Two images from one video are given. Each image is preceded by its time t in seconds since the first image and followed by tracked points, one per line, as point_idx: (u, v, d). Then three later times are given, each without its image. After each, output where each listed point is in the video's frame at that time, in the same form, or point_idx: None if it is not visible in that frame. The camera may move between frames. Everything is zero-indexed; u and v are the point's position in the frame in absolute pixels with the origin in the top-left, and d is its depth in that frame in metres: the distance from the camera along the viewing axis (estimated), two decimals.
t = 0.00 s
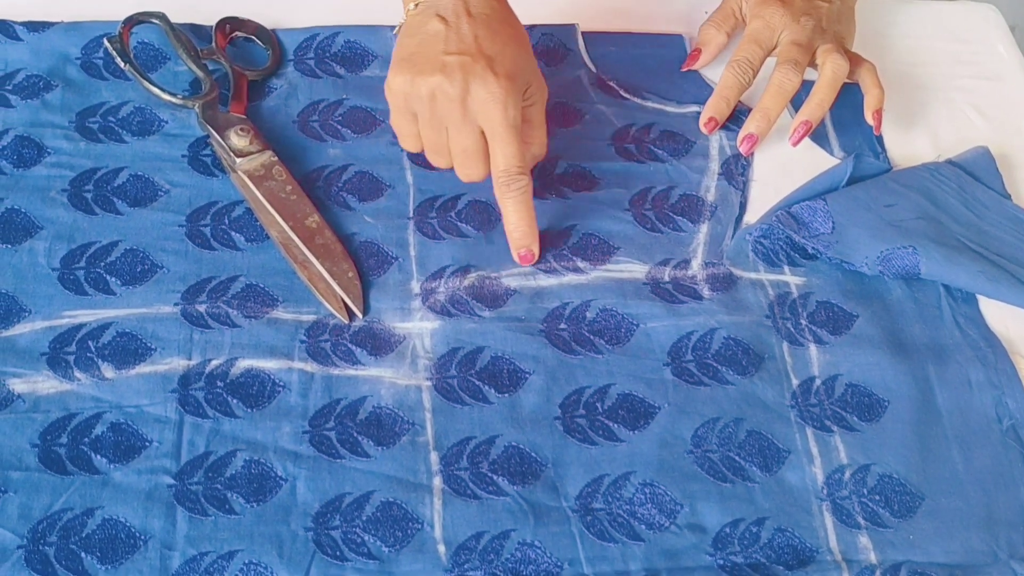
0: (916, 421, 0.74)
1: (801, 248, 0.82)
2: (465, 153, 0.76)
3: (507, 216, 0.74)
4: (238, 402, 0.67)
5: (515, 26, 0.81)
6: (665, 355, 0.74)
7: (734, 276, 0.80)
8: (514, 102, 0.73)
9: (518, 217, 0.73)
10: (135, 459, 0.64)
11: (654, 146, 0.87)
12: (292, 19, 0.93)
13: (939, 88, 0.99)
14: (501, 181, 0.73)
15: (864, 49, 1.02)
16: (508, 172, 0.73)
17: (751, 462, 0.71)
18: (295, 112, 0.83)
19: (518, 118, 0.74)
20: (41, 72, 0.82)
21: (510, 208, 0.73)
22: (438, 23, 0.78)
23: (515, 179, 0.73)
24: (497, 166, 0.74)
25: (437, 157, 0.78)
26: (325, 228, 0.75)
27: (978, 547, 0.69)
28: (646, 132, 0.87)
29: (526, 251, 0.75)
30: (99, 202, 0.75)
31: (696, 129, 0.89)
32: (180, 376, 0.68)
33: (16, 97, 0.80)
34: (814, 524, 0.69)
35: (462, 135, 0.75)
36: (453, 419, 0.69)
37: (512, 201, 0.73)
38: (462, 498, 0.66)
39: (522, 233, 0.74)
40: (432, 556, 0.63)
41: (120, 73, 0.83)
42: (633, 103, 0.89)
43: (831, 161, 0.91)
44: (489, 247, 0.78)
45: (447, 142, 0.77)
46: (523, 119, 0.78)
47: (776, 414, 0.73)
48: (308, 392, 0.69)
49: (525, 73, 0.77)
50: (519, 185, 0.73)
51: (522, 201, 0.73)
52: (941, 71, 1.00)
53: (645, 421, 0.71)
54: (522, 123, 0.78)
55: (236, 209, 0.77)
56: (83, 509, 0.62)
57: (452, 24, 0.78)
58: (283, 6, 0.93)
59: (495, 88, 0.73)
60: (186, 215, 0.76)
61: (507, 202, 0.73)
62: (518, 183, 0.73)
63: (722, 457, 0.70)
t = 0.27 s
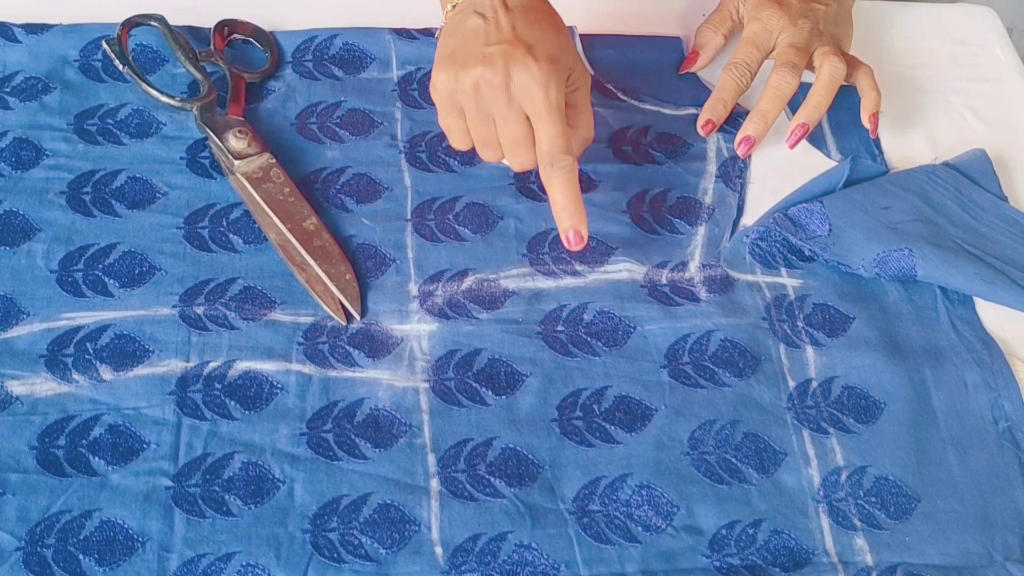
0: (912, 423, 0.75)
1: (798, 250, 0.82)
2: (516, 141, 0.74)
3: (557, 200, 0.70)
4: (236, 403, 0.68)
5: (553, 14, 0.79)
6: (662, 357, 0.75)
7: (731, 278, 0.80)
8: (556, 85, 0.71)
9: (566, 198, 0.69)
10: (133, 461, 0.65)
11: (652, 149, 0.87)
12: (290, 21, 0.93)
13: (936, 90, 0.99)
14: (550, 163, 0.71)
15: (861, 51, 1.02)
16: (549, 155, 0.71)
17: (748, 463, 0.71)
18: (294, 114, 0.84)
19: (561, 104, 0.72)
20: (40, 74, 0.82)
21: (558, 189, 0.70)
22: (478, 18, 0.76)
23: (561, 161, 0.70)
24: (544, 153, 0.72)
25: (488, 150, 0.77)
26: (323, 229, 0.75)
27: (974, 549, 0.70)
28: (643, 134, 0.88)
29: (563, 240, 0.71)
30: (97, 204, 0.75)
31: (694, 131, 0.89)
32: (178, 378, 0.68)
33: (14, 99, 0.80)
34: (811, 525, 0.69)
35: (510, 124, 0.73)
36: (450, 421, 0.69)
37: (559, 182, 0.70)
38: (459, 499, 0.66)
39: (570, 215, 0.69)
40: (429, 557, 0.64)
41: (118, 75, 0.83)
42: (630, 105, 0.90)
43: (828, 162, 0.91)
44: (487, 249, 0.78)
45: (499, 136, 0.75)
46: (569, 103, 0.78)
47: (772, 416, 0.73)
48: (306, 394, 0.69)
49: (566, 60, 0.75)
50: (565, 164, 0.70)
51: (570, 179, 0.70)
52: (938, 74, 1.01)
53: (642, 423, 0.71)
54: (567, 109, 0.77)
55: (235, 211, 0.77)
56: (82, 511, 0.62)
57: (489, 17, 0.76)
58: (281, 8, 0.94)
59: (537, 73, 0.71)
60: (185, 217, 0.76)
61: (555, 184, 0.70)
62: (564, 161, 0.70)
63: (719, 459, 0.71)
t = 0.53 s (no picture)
0: (909, 423, 0.75)
1: (796, 250, 0.82)
2: (491, 148, 0.77)
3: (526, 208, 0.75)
4: (233, 404, 0.68)
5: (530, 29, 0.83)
6: (659, 357, 0.75)
7: (729, 278, 0.80)
8: (535, 96, 0.75)
9: (538, 210, 0.75)
10: (131, 461, 0.65)
11: (650, 149, 0.87)
12: (288, 21, 0.93)
13: (934, 91, 0.99)
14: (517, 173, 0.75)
15: (859, 52, 1.02)
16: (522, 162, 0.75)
17: (745, 463, 0.71)
18: (292, 114, 0.84)
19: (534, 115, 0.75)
20: (38, 74, 0.82)
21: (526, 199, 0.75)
22: (458, 27, 0.80)
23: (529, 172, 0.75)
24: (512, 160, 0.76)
25: (459, 155, 0.79)
26: (321, 230, 0.75)
27: (971, 549, 0.70)
28: (641, 135, 0.88)
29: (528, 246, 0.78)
30: (95, 204, 0.76)
31: (691, 131, 0.89)
32: (176, 378, 0.68)
33: (12, 100, 0.80)
34: (808, 526, 0.69)
35: (485, 129, 0.76)
36: (448, 421, 0.69)
37: (531, 193, 0.75)
38: (457, 499, 0.66)
39: (538, 225, 0.75)
40: (427, 557, 0.64)
41: (117, 76, 0.83)
42: (628, 105, 0.90)
43: (826, 163, 0.91)
44: (485, 249, 0.78)
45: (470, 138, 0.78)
46: (546, 115, 0.80)
47: (770, 417, 0.73)
48: (304, 394, 0.69)
49: (545, 72, 0.78)
50: (538, 176, 0.75)
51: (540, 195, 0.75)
52: (936, 74, 1.01)
53: (640, 423, 0.71)
54: (544, 120, 0.80)
55: (233, 211, 0.77)
56: (79, 511, 0.62)
57: (471, 26, 0.80)
58: (279, 8, 0.94)
59: (517, 81, 0.75)
60: (183, 217, 0.76)
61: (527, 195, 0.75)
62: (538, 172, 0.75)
63: (716, 459, 0.71)
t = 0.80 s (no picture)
0: (906, 422, 0.75)
1: (794, 250, 0.83)
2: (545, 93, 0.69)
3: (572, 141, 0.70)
4: (232, 402, 0.68)
5: None
6: (657, 356, 0.75)
7: (727, 278, 0.80)
8: (576, 27, 0.73)
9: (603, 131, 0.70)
10: (130, 460, 0.65)
11: (647, 149, 0.87)
12: (287, 22, 0.93)
13: (932, 91, 1.00)
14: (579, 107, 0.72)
15: (857, 52, 1.02)
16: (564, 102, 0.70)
17: (742, 462, 0.71)
18: (291, 114, 0.84)
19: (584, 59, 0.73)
20: (38, 74, 0.82)
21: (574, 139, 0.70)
22: None
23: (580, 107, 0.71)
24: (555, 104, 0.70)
25: (515, 113, 0.69)
26: (320, 229, 0.75)
27: (967, 548, 0.70)
28: (639, 135, 0.88)
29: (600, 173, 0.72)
30: (94, 204, 0.76)
31: (689, 131, 0.89)
32: (175, 377, 0.68)
33: (11, 99, 0.81)
34: (805, 524, 0.69)
35: (533, 67, 0.70)
36: (446, 420, 0.69)
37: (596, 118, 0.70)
38: (455, 498, 0.66)
39: (609, 146, 0.70)
40: (425, 555, 0.64)
41: (116, 76, 0.83)
42: (627, 105, 0.90)
43: (824, 163, 0.91)
44: (483, 249, 0.78)
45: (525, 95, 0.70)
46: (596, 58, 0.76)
47: (767, 416, 0.74)
48: (302, 393, 0.69)
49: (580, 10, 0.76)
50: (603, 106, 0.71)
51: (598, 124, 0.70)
52: (934, 75, 1.01)
53: (638, 422, 0.71)
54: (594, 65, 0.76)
55: (232, 211, 0.77)
56: (78, 509, 0.62)
57: None
58: (278, 8, 0.94)
59: (557, 14, 0.72)
60: (182, 217, 0.76)
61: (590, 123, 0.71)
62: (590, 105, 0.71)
63: (714, 458, 0.71)
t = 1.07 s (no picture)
0: (904, 421, 0.75)
1: (791, 249, 0.83)
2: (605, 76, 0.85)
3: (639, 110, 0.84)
4: (231, 401, 0.68)
5: None
6: (655, 355, 0.75)
7: (725, 277, 0.80)
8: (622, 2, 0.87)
9: (630, 109, 0.84)
10: (129, 457, 0.65)
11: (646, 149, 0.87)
12: (286, 22, 0.94)
13: (930, 91, 1.00)
14: (609, 81, 0.84)
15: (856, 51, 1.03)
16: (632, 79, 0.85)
17: (740, 461, 0.71)
18: (290, 113, 0.84)
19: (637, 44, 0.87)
20: (38, 74, 0.83)
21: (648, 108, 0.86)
22: None
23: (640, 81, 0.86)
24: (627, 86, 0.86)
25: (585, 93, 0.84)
26: (318, 228, 0.76)
27: (964, 546, 0.70)
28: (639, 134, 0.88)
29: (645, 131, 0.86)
30: (94, 203, 0.76)
31: (688, 130, 0.89)
32: (174, 375, 0.69)
33: (11, 99, 0.81)
34: (803, 522, 0.69)
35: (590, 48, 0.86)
36: (444, 418, 0.70)
37: (624, 96, 0.84)
38: (453, 496, 0.67)
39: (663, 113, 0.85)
40: (423, 553, 0.64)
41: (116, 76, 0.84)
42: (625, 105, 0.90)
43: (822, 163, 0.92)
44: (482, 248, 0.79)
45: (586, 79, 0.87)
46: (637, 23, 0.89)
47: (764, 414, 0.74)
48: (301, 391, 0.69)
49: None
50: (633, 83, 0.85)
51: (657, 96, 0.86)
52: (932, 75, 1.01)
53: (636, 421, 0.72)
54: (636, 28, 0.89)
55: (230, 210, 0.77)
56: (77, 507, 0.63)
57: None
58: (278, 8, 0.94)
59: None
60: (181, 216, 0.76)
61: (618, 99, 0.85)
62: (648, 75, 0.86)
63: (711, 456, 0.71)
